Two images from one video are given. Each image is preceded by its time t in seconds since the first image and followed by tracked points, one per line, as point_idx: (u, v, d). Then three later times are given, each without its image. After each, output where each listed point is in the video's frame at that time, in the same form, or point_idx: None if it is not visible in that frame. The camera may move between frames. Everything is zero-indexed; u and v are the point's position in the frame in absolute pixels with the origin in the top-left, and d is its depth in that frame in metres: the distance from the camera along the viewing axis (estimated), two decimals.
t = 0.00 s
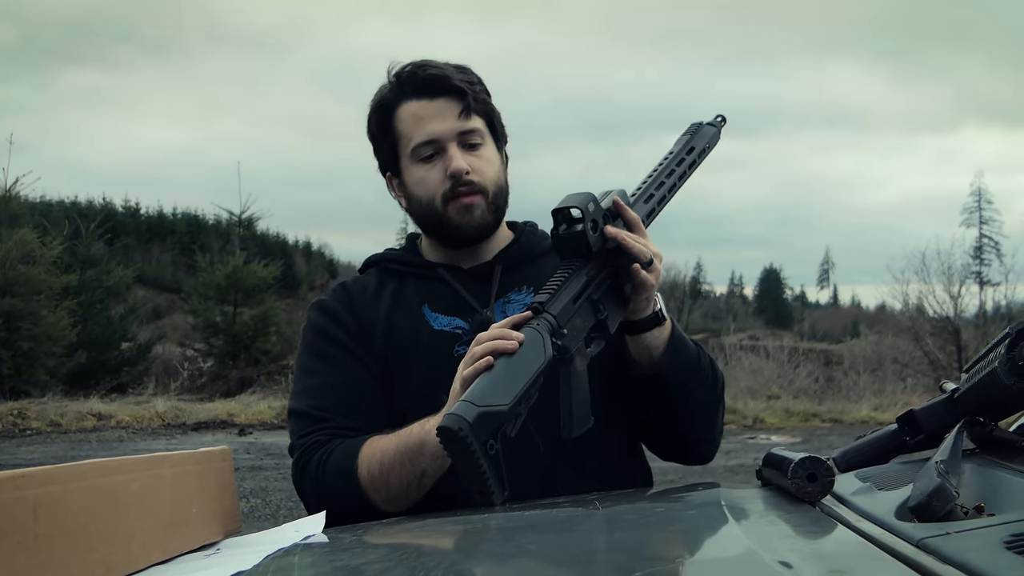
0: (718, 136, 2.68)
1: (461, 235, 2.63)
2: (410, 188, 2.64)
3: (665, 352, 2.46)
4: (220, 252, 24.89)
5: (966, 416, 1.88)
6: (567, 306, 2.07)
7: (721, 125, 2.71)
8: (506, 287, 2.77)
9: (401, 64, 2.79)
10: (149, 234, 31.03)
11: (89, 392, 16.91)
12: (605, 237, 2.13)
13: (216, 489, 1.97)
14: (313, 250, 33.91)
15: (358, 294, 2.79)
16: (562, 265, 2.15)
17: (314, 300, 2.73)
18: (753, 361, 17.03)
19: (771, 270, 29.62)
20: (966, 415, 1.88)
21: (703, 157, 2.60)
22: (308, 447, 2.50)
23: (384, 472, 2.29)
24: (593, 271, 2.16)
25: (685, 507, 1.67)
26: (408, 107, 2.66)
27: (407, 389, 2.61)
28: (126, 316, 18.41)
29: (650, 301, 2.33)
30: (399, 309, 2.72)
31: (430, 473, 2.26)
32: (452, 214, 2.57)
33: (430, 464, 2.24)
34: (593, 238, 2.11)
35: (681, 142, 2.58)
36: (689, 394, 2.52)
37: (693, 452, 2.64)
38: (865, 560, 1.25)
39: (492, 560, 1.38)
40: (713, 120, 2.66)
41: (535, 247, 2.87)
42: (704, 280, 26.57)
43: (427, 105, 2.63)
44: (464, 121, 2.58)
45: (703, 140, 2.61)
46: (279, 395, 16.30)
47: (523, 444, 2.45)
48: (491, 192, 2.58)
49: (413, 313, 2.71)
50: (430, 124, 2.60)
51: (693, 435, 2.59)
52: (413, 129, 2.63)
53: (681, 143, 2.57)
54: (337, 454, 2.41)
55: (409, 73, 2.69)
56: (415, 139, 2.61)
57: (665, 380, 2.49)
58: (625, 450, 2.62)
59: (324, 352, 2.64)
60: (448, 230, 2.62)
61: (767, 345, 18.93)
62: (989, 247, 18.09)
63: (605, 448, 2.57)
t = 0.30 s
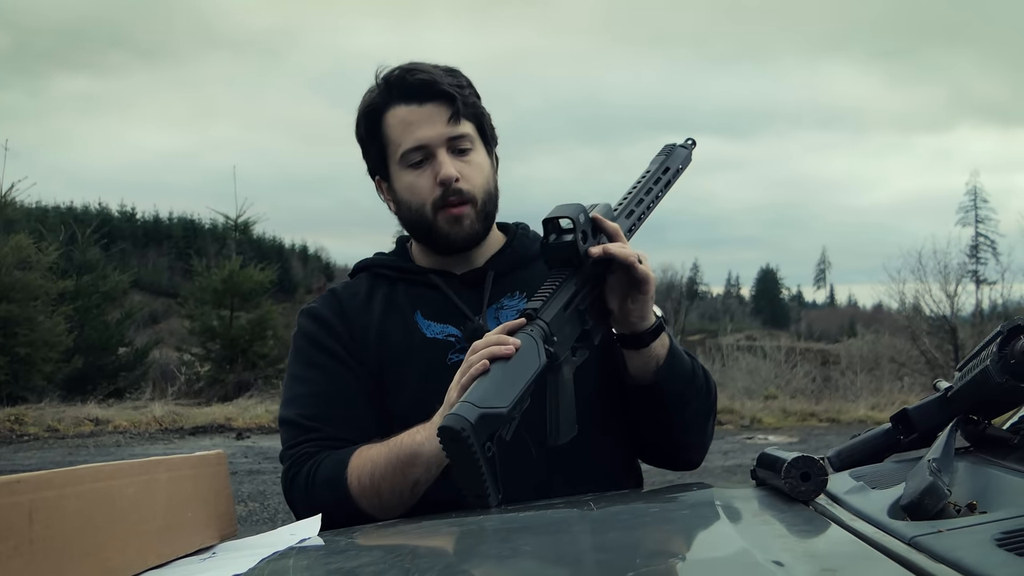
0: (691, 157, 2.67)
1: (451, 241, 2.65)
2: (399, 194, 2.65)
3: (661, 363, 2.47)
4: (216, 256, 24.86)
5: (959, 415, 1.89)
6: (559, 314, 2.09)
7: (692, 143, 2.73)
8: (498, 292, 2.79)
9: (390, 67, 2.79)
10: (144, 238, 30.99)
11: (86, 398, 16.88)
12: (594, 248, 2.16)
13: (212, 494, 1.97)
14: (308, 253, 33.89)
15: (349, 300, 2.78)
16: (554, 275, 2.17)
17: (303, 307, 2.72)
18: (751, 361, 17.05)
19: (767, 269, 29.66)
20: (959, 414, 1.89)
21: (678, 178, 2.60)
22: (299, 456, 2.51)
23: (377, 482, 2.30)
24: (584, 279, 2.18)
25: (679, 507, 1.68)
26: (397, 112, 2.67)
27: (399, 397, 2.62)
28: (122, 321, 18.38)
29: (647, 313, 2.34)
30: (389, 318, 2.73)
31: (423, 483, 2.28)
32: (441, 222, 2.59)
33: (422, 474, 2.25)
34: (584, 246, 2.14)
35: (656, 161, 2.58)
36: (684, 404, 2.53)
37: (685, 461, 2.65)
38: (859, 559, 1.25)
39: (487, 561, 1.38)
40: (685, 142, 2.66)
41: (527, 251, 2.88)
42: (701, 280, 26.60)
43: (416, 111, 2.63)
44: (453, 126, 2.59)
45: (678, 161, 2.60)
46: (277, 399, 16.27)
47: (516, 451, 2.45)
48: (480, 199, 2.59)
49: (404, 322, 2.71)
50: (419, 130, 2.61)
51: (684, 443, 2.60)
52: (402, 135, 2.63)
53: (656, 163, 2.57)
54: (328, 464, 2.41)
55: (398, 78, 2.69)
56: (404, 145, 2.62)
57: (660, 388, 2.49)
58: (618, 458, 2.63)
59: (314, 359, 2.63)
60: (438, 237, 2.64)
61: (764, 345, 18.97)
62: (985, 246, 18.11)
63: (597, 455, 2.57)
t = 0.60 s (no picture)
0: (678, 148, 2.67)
1: (439, 247, 2.66)
2: (388, 200, 2.66)
3: (652, 361, 2.48)
4: (213, 260, 24.85)
5: (956, 414, 1.89)
6: (551, 314, 2.09)
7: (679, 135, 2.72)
8: (487, 299, 2.79)
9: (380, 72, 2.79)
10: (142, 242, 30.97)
11: (84, 403, 16.86)
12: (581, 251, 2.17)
13: (211, 499, 1.96)
14: (306, 256, 33.86)
15: (339, 310, 2.79)
16: (543, 276, 2.17)
17: (294, 320, 2.72)
18: (748, 361, 17.04)
19: (764, 269, 29.67)
20: (955, 414, 1.89)
21: (667, 171, 2.60)
22: (294, 468, 2.51)
23: (372, 491, 2.31)
24: (575, 279, 2.19)
25: (675, 510, 1.68)
26: (385, 117, 2.67)
27: (391, 405, 2.62)
28: (120, 325, 18.36)
29: (638, 312, 2.34)
30: (380, 327, 2.73)
31: (418, 488, 2.29)
32: (430, 228, 2.60)
33: (418, 480, 2.26)
34: (572, 248, 2.15)
35: (644, 154, 2.57)
36: (677, 401, 2.53)
37: (680, 458, 2.65)
38: (856, 560, 1.25)
39: (485, 564, 1.38)
40: (672, 134, 2.66)
41: (516, 254, 2.89)
42: (699, 281, 26.60)
43: (405, 117, 2.63)
44: (442, 133, 2.59)
45: (666, 154, 2.60)
46: (274, 403, 16.25)
47: (511, 455, 2.45)
48: (468, 206, 2.60)
49: (395, 330, 2.72)
50: (408, 136, 2.61)
51: (678, 440, 2.61)
52: (390, 141, 2.64)
53: (644, 156, 2.56)
54: (323, 473, 2.41)
55: (388, 83, 2.69)
56: (392, 151, 2.62)
57: (651, 386, 2.50)
58: (613, 458, 2.63)
59: (306, 370, 2.64)
60: (426, 243, 2.65)
61: (762, 345, 18.98)
62: (982, 244, 18.07)
63: (592, 456, 2.57)
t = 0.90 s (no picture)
0: (665, 140, 2.67)
1: (430, 249, 2.66)
2: (380, 200, 2.66)
3: (645, 355, 2.48)
4: (213, 260, 24.86)
5: (956, 415, 1.89)
6: (543, 311, 2.09)
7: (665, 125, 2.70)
8: (481, 299, 2.80)
9: (376, 71, 2.78)
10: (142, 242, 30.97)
11: (84, 403, 16.85)
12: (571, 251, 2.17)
13: (211, 498, 1.96)
14: (306, 256, 33.85)
15: (333, 313, 2.79)
16: (534, 274, 2.18)
17: (288, 323, 2.72)
18: (748, 362, 17.05)
19: (765, 270, 29.67)
20: (954, 414, 1.89)
21: (654, 163, 2.59)
22: (290, 472, 2.51)
23: (370, 493, 2.31)
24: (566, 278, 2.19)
25: (675, 509, 1.68)
26: (381, 117, 2.66)
27: (387, 406, 2.63)
28: (120, 325, 18.35)
29: (631, 307, 2.35)
30: (374, 329, 2.73)
31: (416, 491, 2.30)
32: (421, 230, 2.61)
33: (415, 481, 2.26)
34: (563, 247, 2.16)
35: (631, 148, 2.57)
36: (672, 396, 2.54)
37: (677, 453, 2.65)
38: (855, 560, 1.25)
39: (483, 564, 1.38)
40: (658, 126, 2.65)
41: (509, 254, 2.89)
42: (698, 282, 26.60)
43: (400, 118, 2.63)
44: (437, 135, 2.60)
45: (653, 145, 2.59)
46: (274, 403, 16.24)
47: (507, 455, 2.45)
48: (460, 209, 2.61)
49: (389, 331, 2.72)
50: (402, 136, 2.61)
51: (676, 435, 2.61)
52: (385, 142, 2.63)
53: (631, 149, 2.56)
54: (320, 476, 2.41)
55: (385, 83, 2.69)
56: (386, 151, 2.62)
57: (645, 381, 2.50)
58: (610, 456, 2.63)
59: (300, 373, 2.63)
60: (416, 245, 2.65)
61: (762, 346, 18.99)
62: (982, 245, 18.03)
63: (590, 453, 2.58)
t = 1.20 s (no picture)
0: (653, 125, 2.67)
1: (426, 238, 2.64)
2: (382, 180, 2.66)
3: (640, 343, 2.48)
4: (215, 258, 24.88)
5: (957, 409, 1.89)
6: (538, 302, 2.09)
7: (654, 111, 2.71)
8: (475, 293, 2.80)
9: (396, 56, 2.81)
10: (143, 240, 30.99)
11: (85, 400, 16.85)
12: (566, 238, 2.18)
13: (211, 490, 1.97)
14: (307, 255, 33.86)
15: (328, 310, 2.79)
16: (530, 262, 2.18)
17: (284, 320, 2.73)
18: (749, 361, 17.06)
19: (766, 269, 29.68)
20: (956, 408, 1.90)
21: (643, 148, 2.60)
22: (288, 468, 2.51)
23: (367, 487, 2.31)
24: (562, 265, 2.19)
25: (675, 501, 1.68)
26: (394, 98, 2.68)
27: (382, 401, 2.63)
28: (122, 323, 18.35)
29: (625, 296, 2.35)
30: (369, 324, 2.73)
31: (413, 483, 2.30)
32: (419, 215, 2.59)
33: (412, 475, 2.26)
34: (557, 235, 2.16)
35: (620, 132, 2.57)
36: (667, 383, 2.54)
37: (674, 442, 2.65)
38: (858, 551, 1.25)
39: (481, 554, 1.38)
40: (646, 111, 2.65)
41: (503, 247, 2.89)
42: (700, 281, 26.60)
43: (413, 101, 2.65)
44: (447, 121, 2.61)
45: (641, 130, 2.59)
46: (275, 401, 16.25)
47: (505, 448, 2.45)
48: (460, 199, 2.60)
49: (385, 327, 2.72)
50: (413, 118, 2.63)
51: (672, 424, 2.61)
52: (395, 121, 2.65)
53: (619, 134, 2.56)
54: (317, 471, 2.41)
55: (403, 66, 2.72)
56: (395, 130, 2.63)
57: (640, 369, 2.50)
58: (607, 446, 2.64)
59: (296, 369, 2.64)
60: (411, 230, 2.64)
61: (763, 345, 18.99)
62: (984, 245, 18.01)
63: (586, 445, 2.58)
